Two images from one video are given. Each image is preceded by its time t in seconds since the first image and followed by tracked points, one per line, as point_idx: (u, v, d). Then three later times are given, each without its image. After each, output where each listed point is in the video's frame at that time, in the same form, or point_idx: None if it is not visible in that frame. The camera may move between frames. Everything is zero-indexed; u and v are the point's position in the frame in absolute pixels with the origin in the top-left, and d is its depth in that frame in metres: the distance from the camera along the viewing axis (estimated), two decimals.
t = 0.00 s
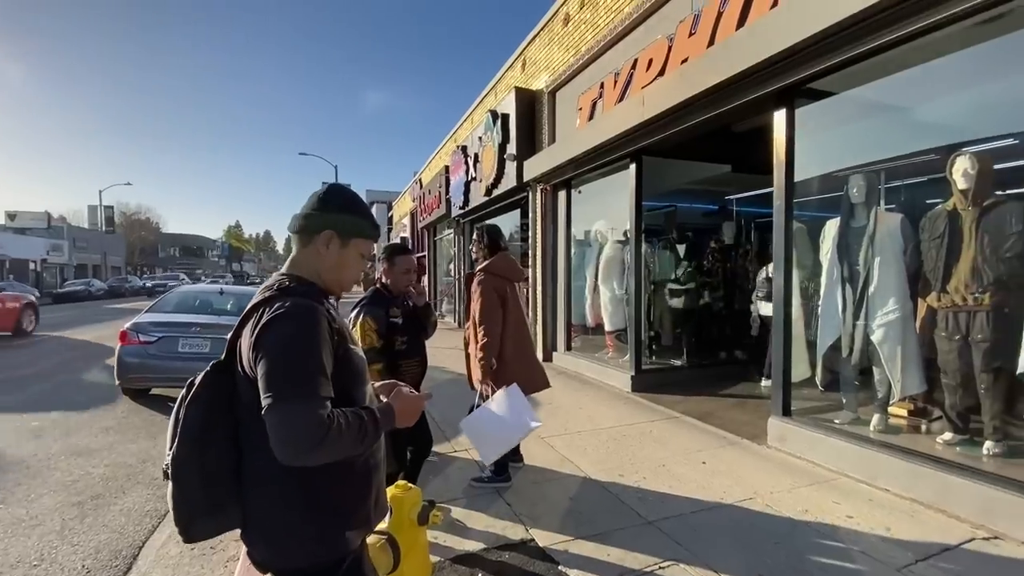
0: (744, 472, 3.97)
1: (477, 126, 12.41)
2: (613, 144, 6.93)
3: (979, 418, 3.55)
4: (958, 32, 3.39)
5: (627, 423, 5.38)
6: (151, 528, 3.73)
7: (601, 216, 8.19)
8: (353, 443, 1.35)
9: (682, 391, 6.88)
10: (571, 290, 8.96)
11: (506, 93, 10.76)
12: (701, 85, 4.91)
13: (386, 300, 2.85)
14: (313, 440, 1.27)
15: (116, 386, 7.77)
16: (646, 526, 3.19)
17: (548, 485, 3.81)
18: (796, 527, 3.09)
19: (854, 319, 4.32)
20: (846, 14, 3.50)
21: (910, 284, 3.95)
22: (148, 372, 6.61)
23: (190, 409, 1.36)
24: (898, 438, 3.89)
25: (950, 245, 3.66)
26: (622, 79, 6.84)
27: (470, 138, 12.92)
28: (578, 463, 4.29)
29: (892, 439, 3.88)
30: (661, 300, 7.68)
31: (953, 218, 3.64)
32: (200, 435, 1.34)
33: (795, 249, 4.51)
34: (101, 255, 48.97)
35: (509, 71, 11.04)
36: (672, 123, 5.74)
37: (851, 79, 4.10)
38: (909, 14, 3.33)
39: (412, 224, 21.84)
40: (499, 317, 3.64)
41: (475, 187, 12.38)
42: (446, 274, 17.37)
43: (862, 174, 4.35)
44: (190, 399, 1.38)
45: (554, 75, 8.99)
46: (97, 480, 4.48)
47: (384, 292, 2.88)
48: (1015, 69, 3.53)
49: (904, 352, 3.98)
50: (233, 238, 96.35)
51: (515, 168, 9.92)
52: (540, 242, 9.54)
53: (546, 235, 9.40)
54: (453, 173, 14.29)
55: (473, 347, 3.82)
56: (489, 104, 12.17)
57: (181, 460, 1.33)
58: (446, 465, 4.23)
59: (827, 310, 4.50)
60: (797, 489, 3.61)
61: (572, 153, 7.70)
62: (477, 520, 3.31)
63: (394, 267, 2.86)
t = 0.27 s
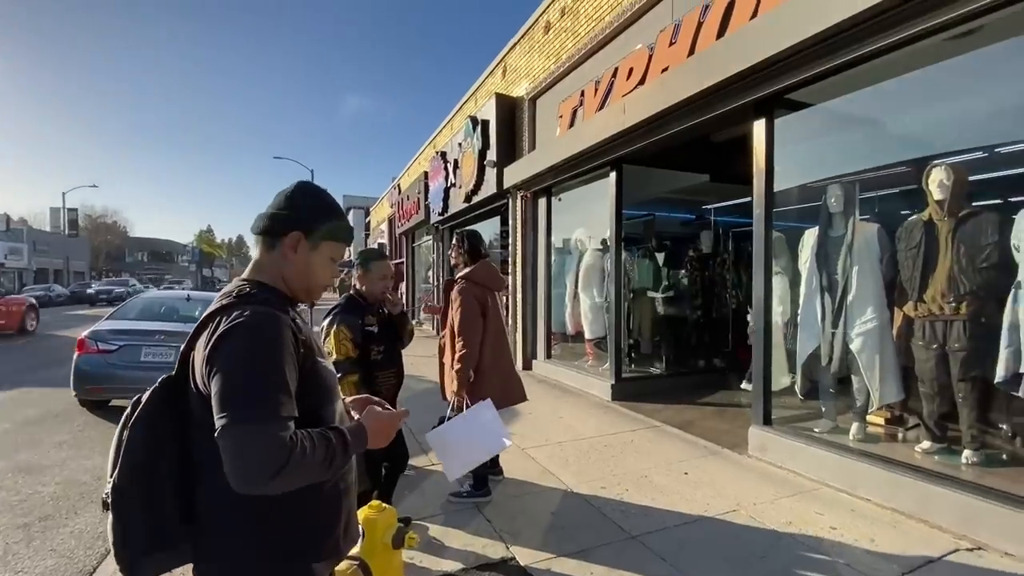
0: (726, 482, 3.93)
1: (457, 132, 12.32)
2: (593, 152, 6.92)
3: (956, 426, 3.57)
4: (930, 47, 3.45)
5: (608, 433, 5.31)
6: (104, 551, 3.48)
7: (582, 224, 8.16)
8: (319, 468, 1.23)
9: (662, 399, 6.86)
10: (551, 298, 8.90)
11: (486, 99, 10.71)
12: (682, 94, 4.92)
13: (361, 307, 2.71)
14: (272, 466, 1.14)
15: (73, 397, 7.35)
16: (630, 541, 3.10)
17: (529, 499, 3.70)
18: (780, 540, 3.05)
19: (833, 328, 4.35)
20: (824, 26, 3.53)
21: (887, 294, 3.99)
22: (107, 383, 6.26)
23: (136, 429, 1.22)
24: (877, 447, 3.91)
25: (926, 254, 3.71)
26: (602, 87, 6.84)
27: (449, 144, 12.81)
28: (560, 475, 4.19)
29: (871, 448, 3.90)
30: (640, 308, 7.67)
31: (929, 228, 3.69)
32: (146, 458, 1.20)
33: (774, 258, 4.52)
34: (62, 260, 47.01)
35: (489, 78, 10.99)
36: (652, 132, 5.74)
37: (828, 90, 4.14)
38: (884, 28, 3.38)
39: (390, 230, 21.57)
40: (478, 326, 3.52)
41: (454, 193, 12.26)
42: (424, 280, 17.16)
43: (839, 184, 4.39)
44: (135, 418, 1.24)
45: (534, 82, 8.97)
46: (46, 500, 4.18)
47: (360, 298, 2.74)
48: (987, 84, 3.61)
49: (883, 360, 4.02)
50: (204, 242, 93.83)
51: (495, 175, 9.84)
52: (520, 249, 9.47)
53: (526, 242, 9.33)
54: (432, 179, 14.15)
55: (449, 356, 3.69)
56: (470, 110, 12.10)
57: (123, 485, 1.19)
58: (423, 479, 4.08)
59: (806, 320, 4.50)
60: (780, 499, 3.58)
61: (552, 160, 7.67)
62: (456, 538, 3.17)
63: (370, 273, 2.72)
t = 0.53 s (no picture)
0: (703, 503, 3.88)
1: (433, 144, 12.25)
2: (570, 167, 6.94)
3: (924, 444, 3.66)
4: (896, 74, 3.57)
5: (583, 451, 5.22)
6: None
7: (557, 239, 8.14)
8: (273, 509, 1.09)
9: (637, 416, 6.83)
10: (525, 313, 8.83)
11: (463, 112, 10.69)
12: (657, 113, 4.97)
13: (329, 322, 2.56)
14: (218, 509, 1.00)
15: (12, 415, 6.83)
16: (608, 567, 3.00)
17: (503, 524, 3.56)
18: (759, 564, 3.00)
19: (805, 347, 4.39)
20: (797, 51, 3.61)
21: (856, 313, 4.06)
22: (50, 401, 5.83)
23: (62, 463, 1.07)
24: (849, 465, 3.93)
25: (895, 275, 3.80)
26: (579, 104, 6.89)
27: (425, 156, 12.72)
28: (534, 496, 4.07)
29: (844, 466, 3.92)
30: (614, 324, 7.65)
31: (897, 249, 3.81)
32: (72, 497, 1.05)
33: (747, 276, 4.57)
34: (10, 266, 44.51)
35: (466, 91, 11.00)
36: (628, 149, 5.78)
37: (800, 113, 4.23)
38: (853, 53, 3.48)
39: (362, 241, 21.22)
40: (452, 344, 3.39)
41: (429, 206, 12.14)
42: (397, 293, 16.88)
43: (809, 205, 4.46)
44: (62, 450, 1.09)
45: (511, 97, 8.99)
46: None
47: (329, 314, 2.59)
48: (948, 113, 3.76)
49: (853, 378, 4.07)
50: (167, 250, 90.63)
51: (471, 188, 9.78)
52: (495, 263, 9.40)
53: (501, 256, 9.27)
54: (406, 191, 14.00)
55: (417, 372, 3.56)
56: (446, 123, 12.07)
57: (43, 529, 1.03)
58: (392, 503, 3.90)
59: (779, 338, 4.55)
60: (756, 519, 3.56)
61: (529, 175, 7.66)
62: (425, 567, 3.01)
63: (339, 287, 2.59)
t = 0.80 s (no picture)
0: (676, 529, 3.83)
1: (409, 161, 12.20)
2: (546, 188, 6.99)
3: (889, 468, 3.73)
4: (859, 108, 3.72)
5: (556, 475, 5.13)
6: None
7: (532, 258, 8.14)
8: (219, 559, 0.99)
9: (609, 438, 6.79)
10: (499, 332, 8.75)
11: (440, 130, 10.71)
12: (632, 138, 5.06)
13: (293, 343, 2.44)
14: (154, 563, 0.89)
15: None
16: None
17: (472, 554, 3.44)
18: None
19: (774, 371, 4.46)
20: (768, 83, 3.74)
21: (823, 339, 4.14)
22: None
23: None
24: (817, 490, 3.97)
25: (860, 302, 3.91)
26: (556, 126, 6.97)
27: (400, 172, 12.64)
28: (505, 523, 3.96)
29: (813, 491, 3.96)
30: (588, 345, 7.65)
31: (861, 276, 3.93)
32: None
33: (718, 300, 4.63)
34: None
35: (444, 109, 11.03)
36: (603, 172, 5.85)
37: (770, 143, 4.36)
38: (820, 87, 3.62)
39: (334, 256, 20.85)
40: (418, 365, 3.29)
41: (403, 222, 12.03)
42: (368, 309, 16.56)
43: (778, 231, 4.58)
44: None
45: (489, 117, 9.05)
46: None
47: (292, 334, 2.48)
48: (906, 148, 3.93)
49: (821, 402, 4.14)
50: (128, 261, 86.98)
51: (446, 205, 9.74)
52: (470, 281, 9.33)
53: (476, 274, 9.20)
54: (381, 206, 13.84)
55: (383, 393, 3.43)
56: (423, 140, 12.06)
57: None
58: (356, 532, 3.72)
59: (749, 362, 4.60)
60: (729, 546, 3.53)
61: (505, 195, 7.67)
62: None
63: (304, 305, 2.49)
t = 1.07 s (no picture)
0: (648, 557, 3.80)
1: (387, 178, 12.16)
2: (523, 209, 7.05)
3: (854, 493, 3.79)
4: (823, 143, 3.88)
5: (528, 500, 5.04)
6: None
7: (508, 278, 8.14)
8: None
9: (583, 461, 6.74)
10: (474, 351, 8.68)
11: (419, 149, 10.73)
12: (608, 164, 5.15)
13: (256, 365, 2.35)
14: None
15: None
16: None
17: None
18: None
19: (744, 396, 4.52)
20: (737, 116, 3.88)
21: (790, 364, 4.23)
22: None
23: None
24: (786, 515, 4.01)
25: (825, 329, 4.03)
26: (534, 149, 7.06)
27: (378, 188, 12.58)
28: (475, 551, 3.85)
29: (782, 516, 3.99)
30: (563, 366, 7.64)
31: (827, 304, 4.05)
32: None
33: (690, 325, 4.70)
34: None
35: (423, 128, 11.08)
36: (580, 196, 5.93)
37: (740, 173, 4.50)
38: (787, 122, 3.77)
39: (307, 271, 20.47)
40: (383, 388, 3.21)
41: (379, 239, 11.93)
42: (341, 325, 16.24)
43: (747, 258, 4.69)
44: None
45: (468, 137, 9.12)
46: None
47: (255, 355, 2.40)
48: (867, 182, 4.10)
49: (789, 428, 4.21)
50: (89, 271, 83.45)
51: (423, 224, 9.70)
52: (445, 300, 9.26)
53: (451, 293, 9.14)
54: (356, 222, 13.70)
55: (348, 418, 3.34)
56: (401, 157, 12.05)
57: None
58: (319, 562, 3.57)
59: (719, 387, 4.66)
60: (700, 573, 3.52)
61: (482, 215, 7.69)
62: None
63: (270, 325, 2.43)
